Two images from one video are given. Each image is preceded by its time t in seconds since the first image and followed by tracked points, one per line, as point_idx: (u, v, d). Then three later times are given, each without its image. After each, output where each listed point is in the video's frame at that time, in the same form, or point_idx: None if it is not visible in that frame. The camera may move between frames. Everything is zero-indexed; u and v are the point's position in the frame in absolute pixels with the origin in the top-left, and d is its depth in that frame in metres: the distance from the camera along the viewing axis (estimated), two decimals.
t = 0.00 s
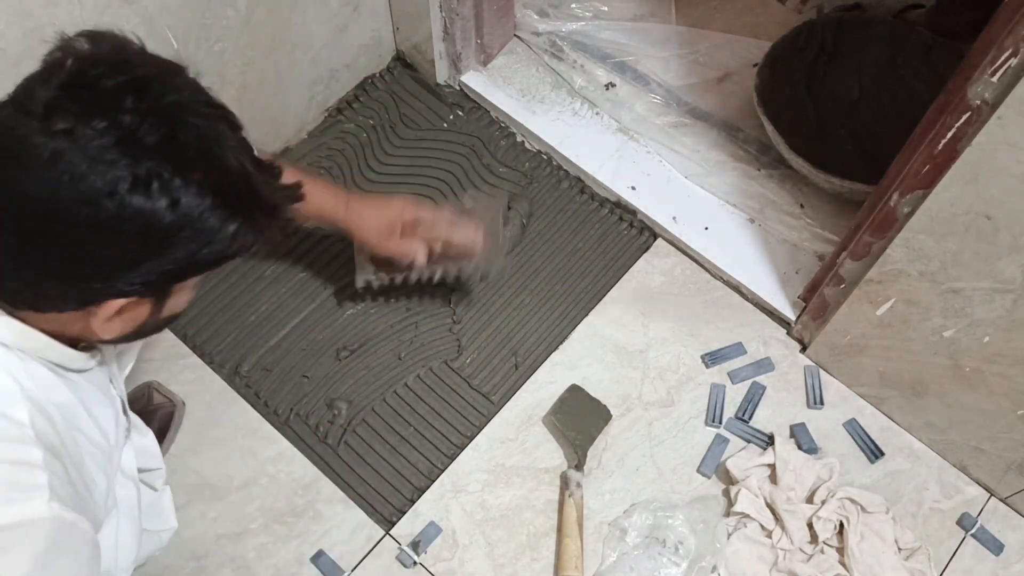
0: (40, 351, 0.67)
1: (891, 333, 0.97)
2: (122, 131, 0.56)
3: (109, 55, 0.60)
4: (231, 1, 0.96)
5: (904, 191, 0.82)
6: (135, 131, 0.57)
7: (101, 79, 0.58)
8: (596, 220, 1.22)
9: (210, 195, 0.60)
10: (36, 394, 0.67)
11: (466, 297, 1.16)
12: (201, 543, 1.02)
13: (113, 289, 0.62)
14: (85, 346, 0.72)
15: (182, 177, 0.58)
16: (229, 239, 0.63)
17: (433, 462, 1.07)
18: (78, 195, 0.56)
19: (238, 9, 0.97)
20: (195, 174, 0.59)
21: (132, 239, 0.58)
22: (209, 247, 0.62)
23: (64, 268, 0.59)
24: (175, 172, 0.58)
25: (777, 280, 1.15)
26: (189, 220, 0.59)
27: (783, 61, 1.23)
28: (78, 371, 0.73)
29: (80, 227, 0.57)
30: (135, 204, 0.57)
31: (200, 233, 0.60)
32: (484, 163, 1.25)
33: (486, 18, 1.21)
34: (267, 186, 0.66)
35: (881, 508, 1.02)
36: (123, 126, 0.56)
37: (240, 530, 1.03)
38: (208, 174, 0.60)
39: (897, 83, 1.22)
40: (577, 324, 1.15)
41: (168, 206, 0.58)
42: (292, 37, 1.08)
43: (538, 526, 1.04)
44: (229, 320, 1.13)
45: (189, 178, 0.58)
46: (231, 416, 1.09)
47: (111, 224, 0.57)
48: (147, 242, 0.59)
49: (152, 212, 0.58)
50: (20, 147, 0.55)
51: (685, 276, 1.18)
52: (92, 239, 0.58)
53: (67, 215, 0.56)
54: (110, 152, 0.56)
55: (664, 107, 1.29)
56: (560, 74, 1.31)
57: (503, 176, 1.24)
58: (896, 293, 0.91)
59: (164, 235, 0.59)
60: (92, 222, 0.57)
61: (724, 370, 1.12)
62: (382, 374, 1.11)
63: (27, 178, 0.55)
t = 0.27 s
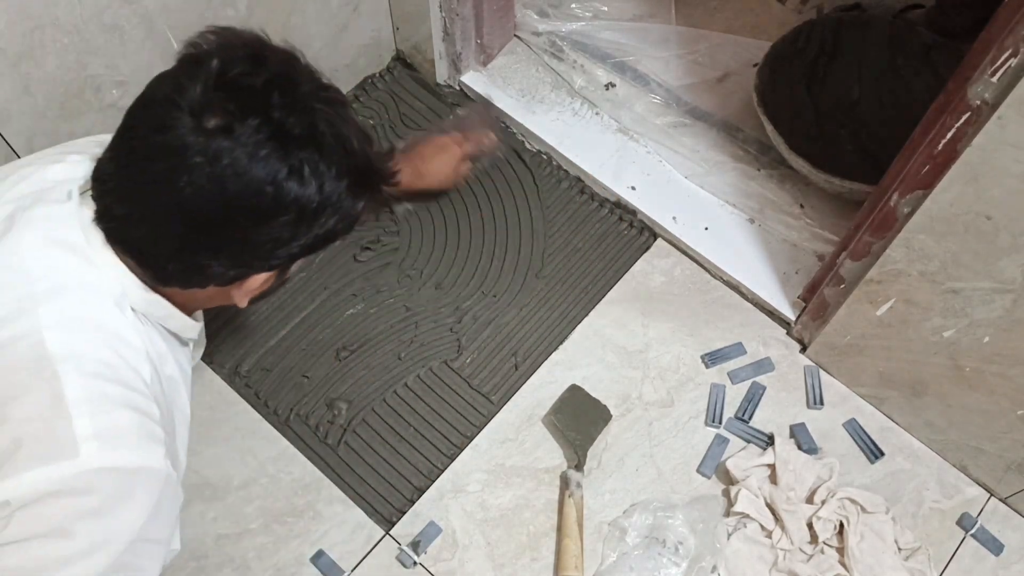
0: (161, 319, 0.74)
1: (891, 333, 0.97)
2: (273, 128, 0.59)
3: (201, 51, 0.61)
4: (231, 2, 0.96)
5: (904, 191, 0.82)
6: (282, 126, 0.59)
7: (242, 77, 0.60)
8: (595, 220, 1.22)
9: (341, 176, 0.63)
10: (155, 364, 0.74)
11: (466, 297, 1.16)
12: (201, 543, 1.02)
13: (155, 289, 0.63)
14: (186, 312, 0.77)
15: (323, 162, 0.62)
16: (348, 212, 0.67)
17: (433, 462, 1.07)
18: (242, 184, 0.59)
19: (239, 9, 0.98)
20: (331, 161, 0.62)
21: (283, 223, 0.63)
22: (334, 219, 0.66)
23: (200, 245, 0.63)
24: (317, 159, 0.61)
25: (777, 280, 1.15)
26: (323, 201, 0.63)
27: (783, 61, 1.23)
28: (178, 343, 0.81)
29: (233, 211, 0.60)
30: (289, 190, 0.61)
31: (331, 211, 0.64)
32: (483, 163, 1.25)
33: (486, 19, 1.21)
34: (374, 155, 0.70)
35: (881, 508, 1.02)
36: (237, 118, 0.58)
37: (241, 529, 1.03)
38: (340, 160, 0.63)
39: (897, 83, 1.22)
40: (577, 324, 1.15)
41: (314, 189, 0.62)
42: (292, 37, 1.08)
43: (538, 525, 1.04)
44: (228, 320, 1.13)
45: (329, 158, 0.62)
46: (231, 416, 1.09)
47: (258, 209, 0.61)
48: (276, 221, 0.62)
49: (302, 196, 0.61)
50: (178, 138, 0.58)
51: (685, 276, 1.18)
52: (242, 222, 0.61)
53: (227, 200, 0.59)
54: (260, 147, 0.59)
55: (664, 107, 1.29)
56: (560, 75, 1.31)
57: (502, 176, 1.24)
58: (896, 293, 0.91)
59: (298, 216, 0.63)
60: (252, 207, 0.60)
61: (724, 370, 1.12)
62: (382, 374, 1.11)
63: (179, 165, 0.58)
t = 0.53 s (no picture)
0: (70, 369, 0.70)
1: (891, 333, 0.97)
2: (126, 166, 0.59)
3: (91, 79, 0.62)
4: (231, 2, 0.96)
5: (904, 191, 0.82)
6: (138, 167, 0.59)
7: (90, 113, 0.61)
8: (595, 220, 1.22)
9: (228, 219, 0.64)
10: (61, 415, 0.69)
11: (466, 297, 1.16)
12: (201, 543, 1.02)
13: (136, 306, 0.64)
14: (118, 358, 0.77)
15: (191, 200, 0.61)
16: (252, 248, 0.67)
17: (433, 463, 1.07)
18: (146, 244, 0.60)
19: (239, 9, 0.97)
20: (205, 196, 0.62)
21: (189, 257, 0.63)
22: (235, 259, 0.67)
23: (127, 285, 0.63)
24: (183, 199, 0.61)
25: (777, 280, 1.15)
26: (215, 240, 0.64)
27: (783, 61, 1.23)
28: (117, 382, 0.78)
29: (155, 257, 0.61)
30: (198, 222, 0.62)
31: (222, 251, 0.65)
32: (484, 163, 1.25)
33: (486, 18, 1.21)
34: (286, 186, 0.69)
35: (881, 508, 1.02)
36: (137, 161, 0.59)
37: (240, 529, 1.03)
38: (218, 193, 0.63)
39: (897, 83, 1.22)
40: (577, 323, 1.15)
41: (182, 231, 0.61)
42: (292, 37, 1.08)
43: (538, 525, 1.04)
44: (227, 320, 1.13)
45: (186, 204, 0.61)
46: (231, 415, 1.09)
47: (164, 254, 0.62)
48: (185, 267, 0.64)
49: (168, 238, 0.61)
50: (91, 211, 0.58)
51: (684, 276, 1.18)
52: (159, 271, 0.63)
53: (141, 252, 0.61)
54: (123, 189, 0.59)
55: (664, 107, 1.29)
56: (560, 75, 1.31)
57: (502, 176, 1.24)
58: (896, 293, 0.92)
59: (213, 255, 0.64)
60: (165, 252, 0.61)
61: (724, 370, 1.13)
62: (382, 374, 1.11)
63: (85, 235, 0.59)
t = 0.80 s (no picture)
0: (81, 389, 0.64)
1: (891, 333, 0.97)
2: (94, 166, 0.52)
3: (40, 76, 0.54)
4: (231, 2, 0.96)
5: (903, 191, 0.82)
6: (105, 164, 0.52)
7: (50, 112, 0.53)
8: (595, 220, 1.22)
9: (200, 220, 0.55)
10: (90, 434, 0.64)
11: (466, 297, 1.16)
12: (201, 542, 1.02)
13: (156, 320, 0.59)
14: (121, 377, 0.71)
15: (166, 197, 0.53)
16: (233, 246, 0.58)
17: (433, 463, 1.07)
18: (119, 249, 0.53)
19: (239, 9, 0.98)
20: (178, 192, 0.54)
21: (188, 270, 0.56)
22: (218, 258, 0.57)
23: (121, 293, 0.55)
24: (157, 196, 0.53)
25: (777, 280, 1.15)
26: (189, 240, 0.55)
27: (782, 61, 1.23)
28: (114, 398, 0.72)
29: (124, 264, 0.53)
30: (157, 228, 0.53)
31: (201, 249, 0.56)
32: (484, 163, 1.25)
33: (486, 18, 1.21)
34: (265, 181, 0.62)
35: (881, 508, 1.02)
36: (104, 161, 0.52)
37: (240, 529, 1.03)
38: (189, 186, 0.54)
39: (897, 83, 1.22)
40: (577, 323, 1.15)
41: (159, 231, 0.53)
42: (292, 37, 1.08)
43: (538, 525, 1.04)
44: (227, 321, 1.13)
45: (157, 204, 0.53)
46: (231, 415, 1.09)
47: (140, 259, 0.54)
48: (163, 273, 0.55)
49: (147, 240, 0.53)
50: (63, 214, 0.51)
51: (684, 276, 1.18)
52: (129, 277, 0.54)
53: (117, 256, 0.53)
54: (89, 192, 0.51)
55: (664, 107, 1.29)
56: (560, 75, 1.31)
57: (502, 177, 1.24)
58: (896, 293, 0.92)
59: (193, 254, 0.56)
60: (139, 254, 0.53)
61: (724, 370, 1.13)
62: (381, 374, 1.11)
63: (71, 253, 0.52)
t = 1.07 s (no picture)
0: (44, 381, 0.63)
1: (891, 333, 0.97)
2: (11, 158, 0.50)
3: None
4: (231, 2, 0.96)
5: (903, 191, 0.82)
6: (23, 153, 0.50)
7: None
8: (595, 220, 1.22)
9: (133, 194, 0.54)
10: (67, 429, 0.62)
11: (467, 297, 1.16)
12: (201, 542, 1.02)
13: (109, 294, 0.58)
14: (80, 363, 0.68)
15: (91, 178, 0.52)
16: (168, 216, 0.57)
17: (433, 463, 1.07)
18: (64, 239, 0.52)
19: (239, 9, 0.97)
20: (103, 169, 0.53)
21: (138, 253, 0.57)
22: (154, 230, 0.57)
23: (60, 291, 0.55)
24: (81, 176, 0.52)
25: (777, 280, 1.15)
26: (121, 215, 0.54)
27: (782, 61, 1.23)
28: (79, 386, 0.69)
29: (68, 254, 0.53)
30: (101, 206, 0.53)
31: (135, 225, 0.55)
32: (484, 163, 1.25)
33: (486, 18, 1.21)
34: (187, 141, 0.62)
35: (881, 508, 1.02)
36: (18, 150, 0.50)
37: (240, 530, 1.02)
38: (115, 162, 0.54)
39: (897, 83, 1.22)
40: (577, 323, 1.15)
41: (90, 212, 0.52)
42: (292, 37, 1.08)
43: (538, 525, 1.04)
44: (228, 321, 1.13)
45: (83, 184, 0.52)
46: (231, 415, 1.08)
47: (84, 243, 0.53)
48: (102, 253, 0.55)
49: (81, 224, 0.52)
50: None
51: (684, 276, 1.18)
52: (71, 264, 0.54)
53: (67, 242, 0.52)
54: (10, 182, 0.50)
55: (664, 107, 1.29)
56: (560, 75, 1.31)
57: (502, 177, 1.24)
58: (896, 293, 0.91)
59: (129, 231, 0.55)
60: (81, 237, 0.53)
61: (724, 370, 1.13)
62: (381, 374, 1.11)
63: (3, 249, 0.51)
